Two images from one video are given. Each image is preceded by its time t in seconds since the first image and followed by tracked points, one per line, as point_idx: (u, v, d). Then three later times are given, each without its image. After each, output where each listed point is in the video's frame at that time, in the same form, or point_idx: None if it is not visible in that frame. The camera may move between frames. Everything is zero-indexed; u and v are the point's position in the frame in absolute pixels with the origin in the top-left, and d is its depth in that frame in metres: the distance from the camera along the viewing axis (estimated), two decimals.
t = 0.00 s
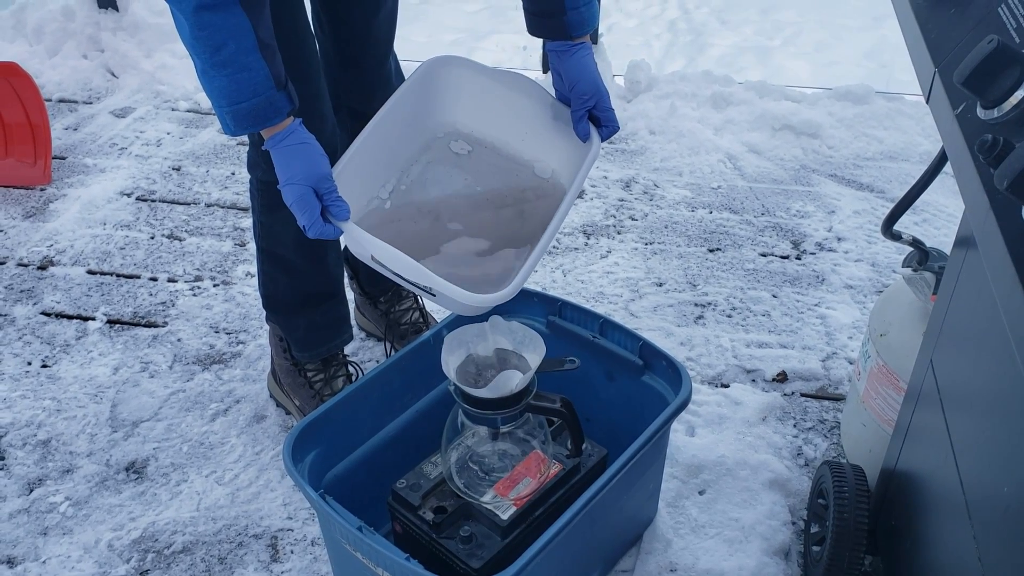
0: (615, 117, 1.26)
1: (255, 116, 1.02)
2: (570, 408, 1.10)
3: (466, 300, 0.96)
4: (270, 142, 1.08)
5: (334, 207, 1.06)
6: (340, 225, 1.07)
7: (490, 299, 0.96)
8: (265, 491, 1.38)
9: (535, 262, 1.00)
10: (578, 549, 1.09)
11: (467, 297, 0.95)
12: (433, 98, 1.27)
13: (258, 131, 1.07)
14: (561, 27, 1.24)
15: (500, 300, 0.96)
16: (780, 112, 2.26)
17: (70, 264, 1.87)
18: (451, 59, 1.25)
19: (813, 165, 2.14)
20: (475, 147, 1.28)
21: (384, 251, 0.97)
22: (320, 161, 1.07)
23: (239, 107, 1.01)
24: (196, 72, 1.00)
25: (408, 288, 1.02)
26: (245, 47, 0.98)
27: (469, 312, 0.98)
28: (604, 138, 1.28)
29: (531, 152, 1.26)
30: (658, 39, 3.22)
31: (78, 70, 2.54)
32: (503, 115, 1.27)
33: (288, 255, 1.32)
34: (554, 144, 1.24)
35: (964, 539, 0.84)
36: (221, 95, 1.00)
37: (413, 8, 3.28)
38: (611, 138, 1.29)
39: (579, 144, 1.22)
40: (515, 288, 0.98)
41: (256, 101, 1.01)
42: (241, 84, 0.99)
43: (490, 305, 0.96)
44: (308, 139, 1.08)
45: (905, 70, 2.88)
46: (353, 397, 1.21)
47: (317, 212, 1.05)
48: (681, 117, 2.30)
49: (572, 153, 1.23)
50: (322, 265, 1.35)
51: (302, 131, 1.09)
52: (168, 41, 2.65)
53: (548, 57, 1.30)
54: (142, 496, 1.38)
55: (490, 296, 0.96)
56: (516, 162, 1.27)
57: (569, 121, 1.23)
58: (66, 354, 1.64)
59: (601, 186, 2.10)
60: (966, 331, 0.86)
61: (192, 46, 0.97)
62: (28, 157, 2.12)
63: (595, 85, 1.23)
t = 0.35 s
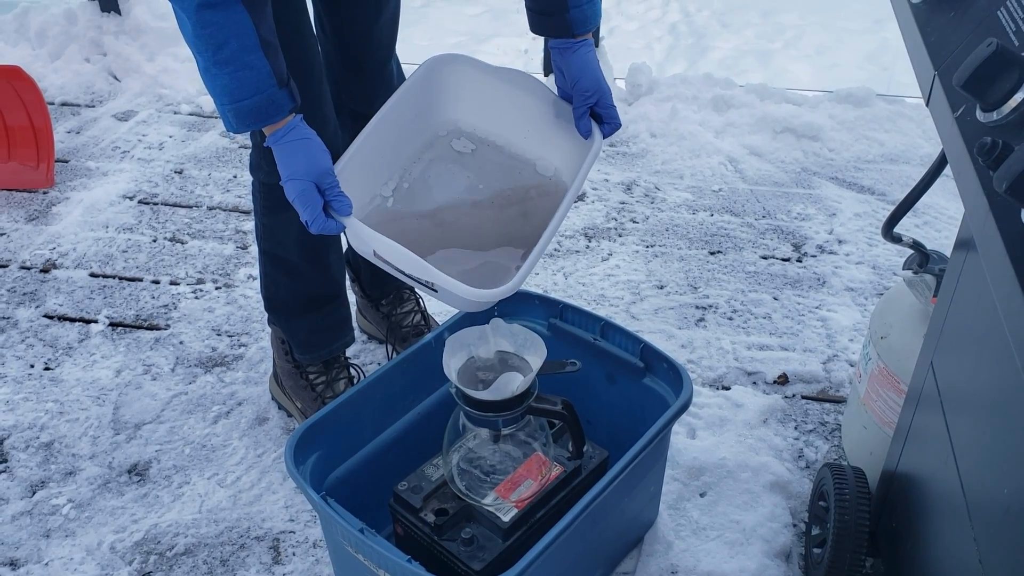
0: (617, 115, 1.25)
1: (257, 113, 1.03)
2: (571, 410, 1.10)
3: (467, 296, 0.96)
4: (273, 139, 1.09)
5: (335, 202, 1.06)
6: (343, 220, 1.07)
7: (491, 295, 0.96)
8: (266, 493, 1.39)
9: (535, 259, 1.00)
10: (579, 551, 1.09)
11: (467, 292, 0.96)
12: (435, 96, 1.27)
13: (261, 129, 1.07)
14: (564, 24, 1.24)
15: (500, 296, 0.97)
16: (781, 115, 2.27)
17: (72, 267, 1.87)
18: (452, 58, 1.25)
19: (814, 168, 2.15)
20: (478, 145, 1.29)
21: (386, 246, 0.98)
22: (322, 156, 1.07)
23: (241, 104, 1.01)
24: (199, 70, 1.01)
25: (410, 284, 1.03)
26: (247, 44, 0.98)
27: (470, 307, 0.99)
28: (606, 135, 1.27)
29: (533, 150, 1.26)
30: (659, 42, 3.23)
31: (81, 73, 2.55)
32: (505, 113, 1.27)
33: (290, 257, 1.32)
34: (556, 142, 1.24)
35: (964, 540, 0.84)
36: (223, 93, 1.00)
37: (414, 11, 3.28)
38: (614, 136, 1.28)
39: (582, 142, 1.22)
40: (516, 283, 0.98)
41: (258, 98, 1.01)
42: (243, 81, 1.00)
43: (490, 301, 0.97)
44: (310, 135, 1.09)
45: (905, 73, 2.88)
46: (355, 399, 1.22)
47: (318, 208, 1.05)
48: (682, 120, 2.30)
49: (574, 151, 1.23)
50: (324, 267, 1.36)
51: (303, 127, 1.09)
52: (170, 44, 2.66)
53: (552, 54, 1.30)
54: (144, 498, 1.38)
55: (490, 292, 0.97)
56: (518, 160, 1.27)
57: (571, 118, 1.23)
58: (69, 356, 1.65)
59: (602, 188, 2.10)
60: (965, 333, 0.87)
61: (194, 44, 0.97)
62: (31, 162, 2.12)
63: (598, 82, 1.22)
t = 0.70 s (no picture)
0: (616, 102, 1.26)
1: (256, 104, 1.03)
2: (572, 413, 1.10)
3: (467, 270, 0.97)
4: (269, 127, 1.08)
5: (334, 186, 1.07)
6: (342, 204, 1.07)
7: (491, 266, 0.97)
8: (268, 496, 1.39)
9: (535, 236, 1.01)
10: (581, 553, 1.09)
11: (467, 265, 0.97)
12: (437, 106, 1.31)
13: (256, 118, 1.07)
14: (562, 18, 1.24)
15: (502, 267, 0.97)
16: (783, 117, 2.27)
17: (74, 269, 1.88)
18: (452, 67, 1.29)
19: (815, 170, 2.15)
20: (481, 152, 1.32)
21: (392, 227, 1.00)
22: (319, 142, 1.08)
23: (239, 96, 1.02)
24: (198, 61, 1.01)
25: (412, 268, 1.04)
26: (245, 36, 0.98)
27: (472, 286, 1.00)
28: (606, 124, 1.28)
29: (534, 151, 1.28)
30: (661, 45, 3.23)
31: (83, 76, 2.55)
32: (505, 117, 1.30)
33: (292, 259, 1.33)
34: (554, 141, 1.26)
35: (966, 543, 0.84)
36: (221, 84, 1.00)
37: (416, 14, 3.29)
38: (614, 123, 1.28)
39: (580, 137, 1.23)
40: (519, 255, 0.98)
41: (256, 89, 1.02)
42: (241, 72, 1.00)
43: (490, 274, 0.97)
44: (306, 122, 1.09)
45: (907, 75, 2.88)
46: (357, 402, 1.22)
47: (317, 192, 1.05)
48: (684, 123, 2.30)
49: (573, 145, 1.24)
50: (325, 269, 1.36)
51: (298, 113, 1.10)
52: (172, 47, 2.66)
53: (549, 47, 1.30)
54: (146, 500, 1.38)
55: (491, 265, 0.97)
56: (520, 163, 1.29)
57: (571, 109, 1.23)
58: (71, 359, 1.65)
59: (604, 191, 2.10)
60: (966, 335, 0.87)
61: (192, 35, 0.98)
62: (34, 164, 2.13)
63: (596, 71, 1.23)
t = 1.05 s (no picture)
0: (619, 44, 1.27)
1: (253, 47, 1.03)
2: (573, 414, 1.10)
3: (476, 189, 0.96)
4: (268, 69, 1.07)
5: (337, 122, 1.05)
6: (347, 138, 1.05)
7: (501, 183, 0.95)
8: (269, 498, 1.38)
9: (545, 157, 1.00)
10: (583, 555, 1.08)
11: (475, 184, 0.95)
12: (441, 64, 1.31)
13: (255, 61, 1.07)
14: None
15: (512, 185, 0.95)
16: (784, 119, 2.27)
17: (75, 271, 1.88)
18: (455, 27, 1.31)
19: (817, 172, 2.14)
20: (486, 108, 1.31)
21: (400, 156, 0.99)
22: (320, 78, 1.06)
23: (235, 40, 1.02)
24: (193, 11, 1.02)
25: (419, 203, 1.03)
26: None
27: (481, 211, 0.98)
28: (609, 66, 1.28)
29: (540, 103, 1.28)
30: (662, 46, 3.24)
31: (84, 78, 2.55)
32: (509, 72, 1.30)
33: (291, 258, 1.32)
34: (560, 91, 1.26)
35: (969, 545, 0.84)
36: (217, 30, 1.01)
37: (417, 16, 3.29)
38: (618, 65, 1.30)
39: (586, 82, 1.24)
40: (529, 173, 0.97)
41: (251, 32, 1.02)
42: (233, 16, 1.00)
43: (499, 192, 0.96)
44: (306, 59, 1.07)
45: (908, 76, 2.88)
46: (358, 404, 1.21)
47: (320, 127, 1.04)
48: (685, 124, 2.30)
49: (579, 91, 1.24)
50: (324, 266, 1.36)
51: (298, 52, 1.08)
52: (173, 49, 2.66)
53: None
54: (147, 502, 1.38)
55: (500, 182, 0.96)
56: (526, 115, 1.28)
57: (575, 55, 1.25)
58: (72, 361, 1.65)
59: (605, 192, 2.10)
60: (969, 335, 0.87)
61: None
62: (35, 166, 2.13)
63: (598, 12, 1.24)
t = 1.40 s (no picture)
0: None
1: None
2: (576, 421, 1.10)
3: (483, 107, 0.97)
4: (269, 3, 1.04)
5: (345, 49, 1.03)
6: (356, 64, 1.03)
7: (508, 99, 0.96)
8: (272, 503, 1.39)
9: (553, 78, 1.01)
10: (585, 561, 1.08)
11: (483, 101, 0.96)
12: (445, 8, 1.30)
13: None
14: None
15: (519, 101, 0.97)
16: (786, 124, 2.27)
17: (78, 276, 1.88)
18: None
19: (818, 176, 2.14)
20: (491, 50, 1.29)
21: (407, 79, 1.00)
22: (323, 6, 1.04)
23: None
24: None
25: (425, 131, 1.04)
26: None
27: (489, 131, 0.99)
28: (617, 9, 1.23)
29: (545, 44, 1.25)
30: (663, 50, 3.24)
31: (87, 83, 2.56)
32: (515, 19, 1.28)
33: (290, 259, 1.33)
34: (566, 33, 1.23)
35: (972, 552, 0.84)
36: None
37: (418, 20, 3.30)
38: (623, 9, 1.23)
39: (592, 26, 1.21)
40: (538, 90, 0.98)
41: None
42: None
43: (507, 108, 0.97)
44: None
45: (909, 80, 2.89)
46: (359, 409, 1.22)
47: (329, 54, 1.01)
48: (686, 129, 2.30)
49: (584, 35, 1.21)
50: (322, 267, 1.36)
51: None
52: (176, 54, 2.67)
53: None
54: (149, 508, 1.38)
55: (509, 99, 0.97)
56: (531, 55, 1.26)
57: None
58: (74, 366, 1.65)
59: (607, 197, 2.10)
60: (972, 338, 0.86)
61: None
62: (37, 171, 2.13)
63: None
